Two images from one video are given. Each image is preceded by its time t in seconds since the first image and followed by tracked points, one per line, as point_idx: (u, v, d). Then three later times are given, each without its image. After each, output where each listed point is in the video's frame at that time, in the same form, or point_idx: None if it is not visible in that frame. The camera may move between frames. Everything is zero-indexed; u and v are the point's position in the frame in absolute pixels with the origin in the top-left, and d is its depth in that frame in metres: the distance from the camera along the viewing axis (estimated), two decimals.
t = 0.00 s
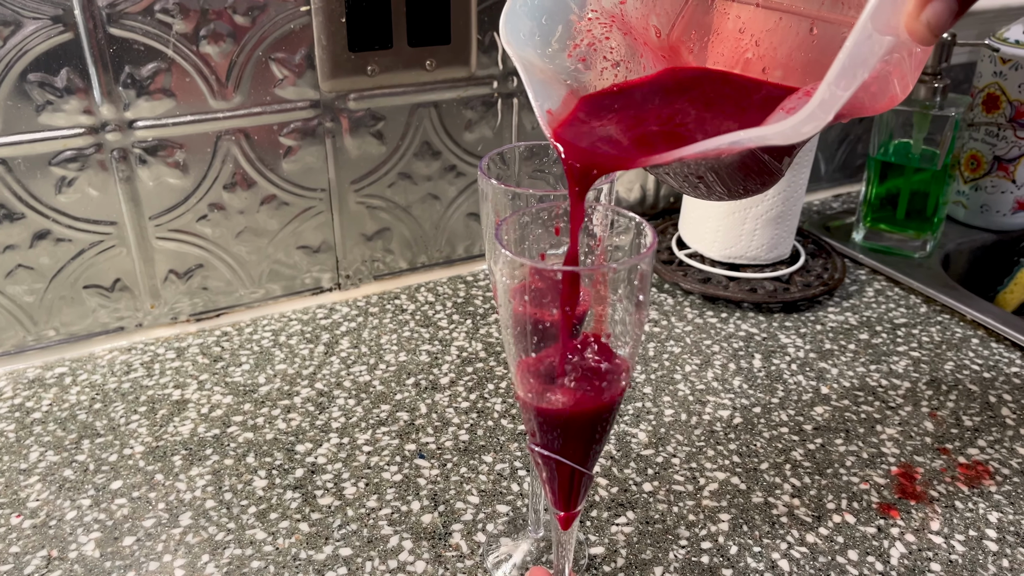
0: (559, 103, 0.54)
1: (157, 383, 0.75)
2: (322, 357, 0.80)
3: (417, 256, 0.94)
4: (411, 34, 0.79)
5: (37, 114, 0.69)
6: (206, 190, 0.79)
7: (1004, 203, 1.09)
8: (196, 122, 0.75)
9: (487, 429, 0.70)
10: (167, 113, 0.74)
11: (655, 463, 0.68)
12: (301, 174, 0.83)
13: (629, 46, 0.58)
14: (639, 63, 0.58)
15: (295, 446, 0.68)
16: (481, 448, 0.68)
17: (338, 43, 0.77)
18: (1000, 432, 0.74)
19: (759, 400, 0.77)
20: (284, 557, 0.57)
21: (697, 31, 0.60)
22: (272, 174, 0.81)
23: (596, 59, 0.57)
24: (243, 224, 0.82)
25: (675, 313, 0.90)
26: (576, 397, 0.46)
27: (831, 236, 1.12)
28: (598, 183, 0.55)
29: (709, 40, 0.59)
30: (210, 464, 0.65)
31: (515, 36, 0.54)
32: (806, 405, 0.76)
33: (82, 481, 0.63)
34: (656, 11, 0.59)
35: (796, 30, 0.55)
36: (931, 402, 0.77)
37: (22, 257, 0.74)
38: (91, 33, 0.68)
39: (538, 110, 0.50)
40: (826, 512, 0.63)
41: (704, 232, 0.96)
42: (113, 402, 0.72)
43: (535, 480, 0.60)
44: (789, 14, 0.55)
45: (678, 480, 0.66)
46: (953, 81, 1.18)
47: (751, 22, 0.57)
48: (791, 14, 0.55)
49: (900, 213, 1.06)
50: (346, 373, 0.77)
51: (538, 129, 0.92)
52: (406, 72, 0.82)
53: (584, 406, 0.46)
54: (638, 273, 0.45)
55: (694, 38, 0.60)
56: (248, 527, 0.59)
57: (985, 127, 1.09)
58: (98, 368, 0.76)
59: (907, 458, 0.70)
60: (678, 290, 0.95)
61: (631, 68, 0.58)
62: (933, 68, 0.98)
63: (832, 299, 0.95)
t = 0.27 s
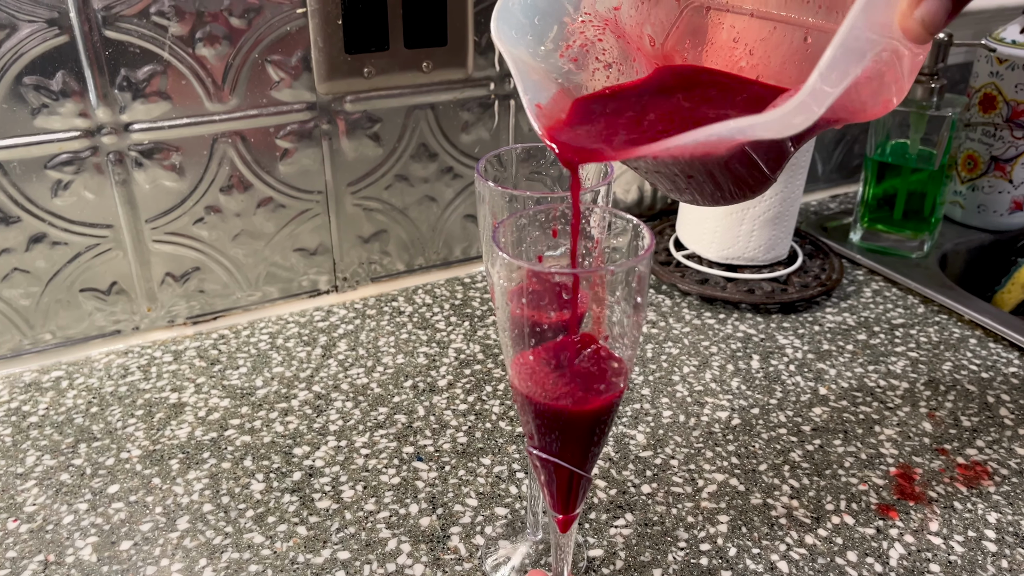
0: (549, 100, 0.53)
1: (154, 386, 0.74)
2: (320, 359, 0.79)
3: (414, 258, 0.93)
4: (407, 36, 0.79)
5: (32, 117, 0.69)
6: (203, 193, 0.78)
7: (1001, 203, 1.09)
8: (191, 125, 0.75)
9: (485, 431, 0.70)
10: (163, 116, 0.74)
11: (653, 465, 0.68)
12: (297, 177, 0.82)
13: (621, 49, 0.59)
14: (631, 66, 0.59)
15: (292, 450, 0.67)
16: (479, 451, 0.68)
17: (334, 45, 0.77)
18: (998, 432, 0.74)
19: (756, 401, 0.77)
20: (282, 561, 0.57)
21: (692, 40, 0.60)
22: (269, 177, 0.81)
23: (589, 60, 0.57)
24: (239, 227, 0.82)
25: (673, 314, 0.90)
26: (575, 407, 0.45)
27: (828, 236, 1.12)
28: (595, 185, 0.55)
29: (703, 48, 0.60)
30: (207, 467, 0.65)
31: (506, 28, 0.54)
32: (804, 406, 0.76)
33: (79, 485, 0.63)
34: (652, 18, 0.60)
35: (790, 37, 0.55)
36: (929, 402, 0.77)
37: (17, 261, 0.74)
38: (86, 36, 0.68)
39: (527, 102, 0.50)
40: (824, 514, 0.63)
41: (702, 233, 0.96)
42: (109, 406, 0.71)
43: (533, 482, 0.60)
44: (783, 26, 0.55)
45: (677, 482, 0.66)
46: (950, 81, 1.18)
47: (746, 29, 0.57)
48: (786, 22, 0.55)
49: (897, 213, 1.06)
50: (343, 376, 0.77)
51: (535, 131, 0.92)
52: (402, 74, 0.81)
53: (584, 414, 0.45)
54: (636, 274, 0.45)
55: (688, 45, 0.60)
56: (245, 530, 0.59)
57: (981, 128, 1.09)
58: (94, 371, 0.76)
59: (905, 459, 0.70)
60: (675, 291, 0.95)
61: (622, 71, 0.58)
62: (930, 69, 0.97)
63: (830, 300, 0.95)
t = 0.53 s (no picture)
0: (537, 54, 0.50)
1: (153, 389, 0.74)
2: (319, 361, 0.79)
3: (413, 259, 0.93)
4: (406, 37, 0.79)
5: (30, 120, 0.69)
6: (201, 195, 0.78)
7: (998, 203, 1.10)
8: (190, 127, 0.75)
9: (485, 432, 0.70)
10: (161, 118, 0.74)
11: (653, 465, 0.68)
12: (295, 178, 0.82)
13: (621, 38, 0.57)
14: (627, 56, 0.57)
15: (292, 451, 0.67)
16: (479, 451, 0.68)
17: (332, 47, 0.77)
18: (997, 430, 0.74)
19: (756, 400, 0.77)
20: (283, 562, 0.57)
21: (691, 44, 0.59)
22: (267, 179, 0.81)
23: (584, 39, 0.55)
24: (238, 229, 0.82)
25: (672, 315, 0.90)
26: (577, 405, 0.45)
27: (826, 236, 1.12)
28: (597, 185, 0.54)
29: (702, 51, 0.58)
30: (207, 469, 0.65)
31: None
32: (803, 405, 0.76)
33: (79, 488, 0.63)
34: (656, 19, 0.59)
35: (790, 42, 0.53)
36: (928, 401, 0.77)
37: (15, 264, 0.73)
38: (84, 38, 0.68)
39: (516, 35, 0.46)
40: (824, 512, 0.63)
41: (700, 233, 0.96)
42: (108, 408, 0.71)
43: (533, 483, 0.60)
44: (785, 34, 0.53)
45: (677, 482, 0.66)
46: (946, 81, 1.18)
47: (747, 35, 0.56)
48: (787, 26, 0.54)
49: (894, 212, 1.06)
50: (343, 377, 0.77)
51: (533, 132, 0.92)
52: (400, 76, 0.81)
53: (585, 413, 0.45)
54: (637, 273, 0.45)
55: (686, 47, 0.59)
56: (246, 532, 0.59)
57: (978, 127, 1.09)
58: (93, 374, 0.76)
59: (905, 458, 0.70)
60: (674, 291, 0.95)
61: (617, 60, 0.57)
62: (927, 68, 0.98)
63: (828, 300, 0.95)
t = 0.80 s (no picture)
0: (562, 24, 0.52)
1: (160, 397, 0.75)
2: (324, 368, 0.80)
3: (416, 266, 0.94)
4: (409, 48, 0.80)
5: (39, 131, 0.70)
6: (207, 204, 0.79)
7: (994, 207, 1.11)
8: (196, 137, 0.76)
9: (490, 437, 0.71)
10: (167, 128, 0.75)
11: (656, 469, 0.68)
12: (300, 187, 0.83)
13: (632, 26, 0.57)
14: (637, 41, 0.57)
15: (299, 458, 0.68)
16: (484, 457, 0.69)
17: (336, 58, 0.78)
18: (995, 433, 0.75)
19: (756, 405, 0.77)
20: (292, 568, 0.58)
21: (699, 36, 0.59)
22: (272, 188, 0.82)
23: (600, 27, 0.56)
24: (243, 237, 0.83)
25: (673, 320, 0.91)
26: (575, 404, 0.46)
27: (824, 241, 1.13)
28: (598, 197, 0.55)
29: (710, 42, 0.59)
30: (215, 476, 0.66)
31: None
32: (804, 409, 0.77)
33: (89, 495, 0.63)
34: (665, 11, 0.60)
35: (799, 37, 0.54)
36: (926, 404, 0.78)
37: (23, 273, 0.74)
38: (92, 50, 0.69)
39: None
40: (826, 515, 0.64)
41: (700, 239, 0.97)
42: (116, 416, 0.72)
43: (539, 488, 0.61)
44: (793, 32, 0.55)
45: (679, 486, 0.67)
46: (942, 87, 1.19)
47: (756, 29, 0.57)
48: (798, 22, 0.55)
49: (891, 218, 1.07)
50: (348, 384, 0.78)
51: (534, 140, 0.93)
52: (403, 86, 0.82)
53: (583, 412, 0.46)
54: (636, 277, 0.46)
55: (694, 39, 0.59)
56: (255, 538, 0.60)
57: (974, 133, 1.10)
58: (100, 382, 0.77)
59: (904, 461, 0.71)
60: (674, 297, 0.96)
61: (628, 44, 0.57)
62: (923, 75, 0.99)
63: (827, 304, 0.96)
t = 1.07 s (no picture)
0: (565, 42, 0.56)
1: (167, 402, 0.76)
2: (327, 373, 0.81)
3: (416, 272, 0.96)
4: (409, 58, 0.81)
5: (47, 141, 0.71)
6: (212, 212, 0.81)
7: (984, 211, 1.13)
8: (201, 147, 0.77)
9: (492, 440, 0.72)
10: (173, 138, 0.76)
11: (655, 470, 0.70)
12: (302, 195, 0.84)
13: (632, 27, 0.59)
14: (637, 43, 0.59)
15: (304, 461, 0.69)
16: (487, 459, 0.70)
17: (338, 69, 0.79)
18: (987, 432, 0.76)
19: (753, 406, 0.79)
20: (300, 569, 0.59)
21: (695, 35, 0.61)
22: (275, 196, 0.83)
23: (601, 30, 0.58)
24: (247, 245, 0.84)
25: (670, 324, 0.93)
26: (539, 409, 0.46)
27: (818, 245, 1.15)
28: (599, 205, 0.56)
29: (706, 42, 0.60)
30: (222, 480, 0.67)
31: None
32: (799, 410, 0.79)
33: (98, 499, 0.64)
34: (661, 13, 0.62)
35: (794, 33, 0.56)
36: (919, 405, 0.80)
37: (31, 281, 0.75)
38: (99, 62, 0.70)
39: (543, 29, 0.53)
40: (821, 514, 0.66)
41: (696, 244, 0.99)
42: (123, 422, 0.73)
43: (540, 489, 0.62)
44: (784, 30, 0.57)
45: (678, 486, 0.68)
46: (932, 93, 1.21)
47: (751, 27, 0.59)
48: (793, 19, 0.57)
49: (884, 222, 1.09)
50: (351, 389, 0.79)
51: (532, 148, 0.95)
52: (404, 95, 0.84)
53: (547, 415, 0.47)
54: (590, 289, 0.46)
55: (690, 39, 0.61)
56: (263, 540, 0.61)
57: (964, 138, 1.12)
58: (107, 389, 0.78)
59: (898, 460, 0.72)
60: (671, 301, 0.97)
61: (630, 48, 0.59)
62: (913, 82, 1.01)
63: (822, 307, 0.97)
